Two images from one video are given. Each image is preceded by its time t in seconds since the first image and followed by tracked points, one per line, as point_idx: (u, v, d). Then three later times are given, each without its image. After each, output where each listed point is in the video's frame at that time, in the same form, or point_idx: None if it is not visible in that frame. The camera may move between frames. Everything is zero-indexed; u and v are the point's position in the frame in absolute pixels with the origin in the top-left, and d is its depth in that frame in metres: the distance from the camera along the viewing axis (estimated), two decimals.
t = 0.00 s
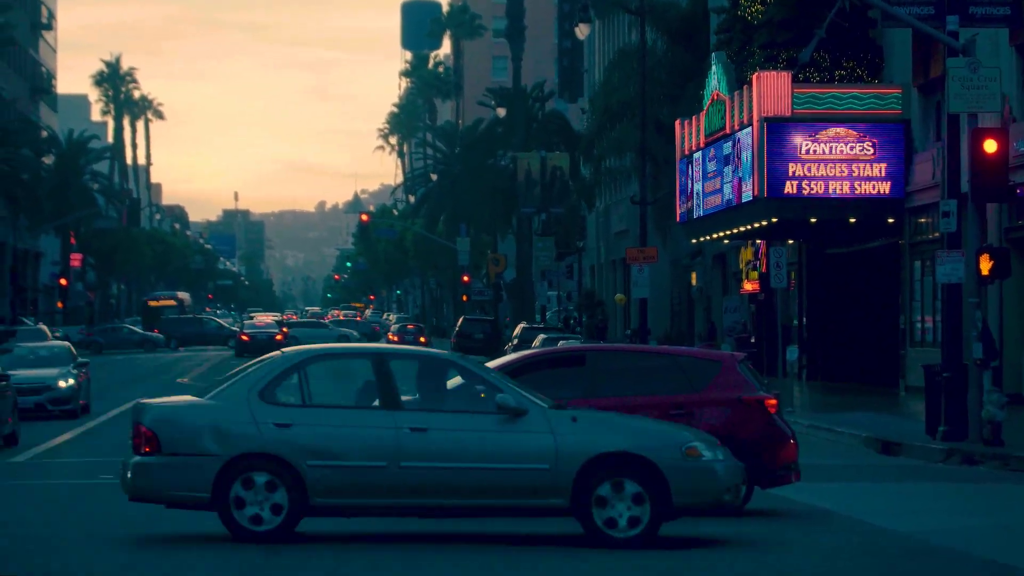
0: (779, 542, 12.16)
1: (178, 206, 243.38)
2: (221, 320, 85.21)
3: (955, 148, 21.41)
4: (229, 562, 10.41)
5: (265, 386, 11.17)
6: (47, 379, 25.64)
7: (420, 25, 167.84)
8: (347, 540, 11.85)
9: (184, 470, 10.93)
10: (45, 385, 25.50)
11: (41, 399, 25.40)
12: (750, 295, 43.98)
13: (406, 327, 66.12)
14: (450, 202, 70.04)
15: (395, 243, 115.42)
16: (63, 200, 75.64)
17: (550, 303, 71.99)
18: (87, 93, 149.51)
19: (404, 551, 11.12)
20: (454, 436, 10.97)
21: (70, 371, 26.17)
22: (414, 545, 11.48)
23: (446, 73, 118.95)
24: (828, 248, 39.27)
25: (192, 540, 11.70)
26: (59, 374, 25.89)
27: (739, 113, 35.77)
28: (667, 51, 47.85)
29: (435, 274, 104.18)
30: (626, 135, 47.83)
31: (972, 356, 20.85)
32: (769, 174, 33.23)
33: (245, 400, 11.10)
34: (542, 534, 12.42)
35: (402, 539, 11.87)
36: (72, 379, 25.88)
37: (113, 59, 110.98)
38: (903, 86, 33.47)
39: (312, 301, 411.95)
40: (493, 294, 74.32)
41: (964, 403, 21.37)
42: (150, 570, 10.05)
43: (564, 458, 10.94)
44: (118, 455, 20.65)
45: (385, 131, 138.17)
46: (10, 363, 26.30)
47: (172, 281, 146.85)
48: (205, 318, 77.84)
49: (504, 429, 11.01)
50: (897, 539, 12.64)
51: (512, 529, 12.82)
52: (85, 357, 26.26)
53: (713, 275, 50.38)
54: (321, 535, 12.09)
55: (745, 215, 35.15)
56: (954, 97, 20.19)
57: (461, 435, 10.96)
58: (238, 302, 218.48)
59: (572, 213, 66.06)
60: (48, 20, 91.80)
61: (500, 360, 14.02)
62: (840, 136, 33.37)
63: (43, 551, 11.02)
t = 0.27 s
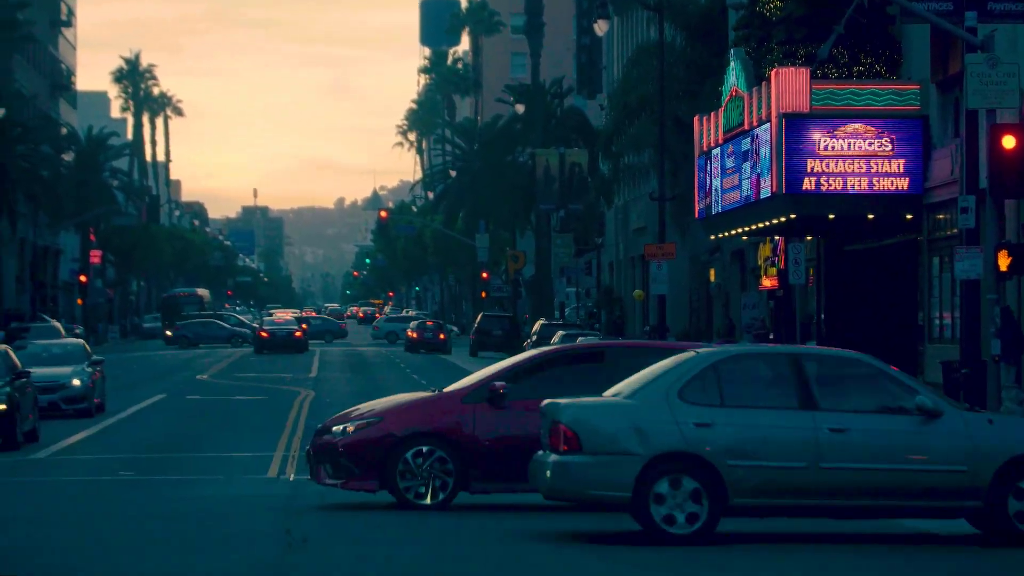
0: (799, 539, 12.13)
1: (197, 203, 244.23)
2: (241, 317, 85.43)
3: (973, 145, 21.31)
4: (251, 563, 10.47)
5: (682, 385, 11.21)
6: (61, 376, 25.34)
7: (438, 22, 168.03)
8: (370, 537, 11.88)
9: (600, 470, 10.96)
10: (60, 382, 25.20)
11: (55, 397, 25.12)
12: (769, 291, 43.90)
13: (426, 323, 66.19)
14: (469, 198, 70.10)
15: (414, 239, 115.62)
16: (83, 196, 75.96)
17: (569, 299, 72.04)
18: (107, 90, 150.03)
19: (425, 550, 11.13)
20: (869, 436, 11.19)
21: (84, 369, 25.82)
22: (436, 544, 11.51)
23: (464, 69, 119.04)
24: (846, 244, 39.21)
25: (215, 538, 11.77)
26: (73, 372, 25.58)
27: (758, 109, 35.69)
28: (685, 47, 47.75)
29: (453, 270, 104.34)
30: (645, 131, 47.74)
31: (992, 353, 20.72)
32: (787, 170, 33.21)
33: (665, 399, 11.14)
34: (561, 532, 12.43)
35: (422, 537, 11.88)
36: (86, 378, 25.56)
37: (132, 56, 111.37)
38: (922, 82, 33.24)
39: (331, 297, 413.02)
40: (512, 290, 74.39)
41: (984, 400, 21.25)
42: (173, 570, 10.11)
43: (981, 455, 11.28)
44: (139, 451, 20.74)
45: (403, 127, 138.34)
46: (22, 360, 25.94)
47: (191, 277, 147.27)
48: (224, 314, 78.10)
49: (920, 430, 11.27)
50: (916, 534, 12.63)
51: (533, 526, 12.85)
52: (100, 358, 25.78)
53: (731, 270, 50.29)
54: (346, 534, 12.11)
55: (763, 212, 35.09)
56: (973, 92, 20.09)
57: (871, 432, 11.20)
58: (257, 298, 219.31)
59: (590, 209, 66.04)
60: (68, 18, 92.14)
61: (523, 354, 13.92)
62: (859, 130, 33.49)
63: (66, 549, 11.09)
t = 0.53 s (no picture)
0: (825, 538, 12.11)
1: (221, 201, 245.17)
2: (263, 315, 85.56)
3: (996, 143, 21.18)
4: (278, 560, 10.50)
5: None
6: (79, 376, 25.00)
7: (461, 20, 168.23)
8: (394, 535, 11.88)
9: (1020, 469, 10.77)
10: (78, 382, 24.86)
11: (74, 397, 24.78)
12: (792, 289, 43.76)
13: (448, 321, 66.24)
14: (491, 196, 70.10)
15: (437, 238, 115.78)
16: (107, 194, 76.29)
17: (591, 297, 71.99)
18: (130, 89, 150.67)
19: (451, 547, 11.16)
20: None
21: (101, 368, 25.51)
22: (462, 541, 11.53)
23: (487, 68, 119.09)
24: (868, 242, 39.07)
25: (240, 537, 11.80)
26: (90, 372, 25.25)
27: (780, 107, 35.55)
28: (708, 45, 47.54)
29: (476, 269, 104.44)
30: (668, 129, 47.62)
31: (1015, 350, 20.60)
32: (810, 168, 33.16)
33: None
34: (584, 529, 12.41)
35: (447, 535, 11.89)
36: (103, 378, 25.23)
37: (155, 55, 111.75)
38: (945, 80, 33.00)
39: (354, 296, 413.85)
40: (535, 288, 74.45)
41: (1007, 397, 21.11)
42: (201, 567, 10.14)
43: None
44: (162, 449, 20.82)
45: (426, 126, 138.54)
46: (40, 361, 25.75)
47: (214, 276, 147.84)
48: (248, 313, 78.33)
49: None
50: (939, 533, 12.59)
51: (555, 524, 12.77)
52: (119, 355, 25.47)
53: (754, 269, 50.16)
54: (373, 532, 12.15)
55: (786, 209, 34.96)
56: (996, 91, 19.97)
57: None
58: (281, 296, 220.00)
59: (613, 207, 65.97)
60: (91, 16, 92.50)
61: (546, 352, 13.83)
62: (881, 129, 33.21)
63: (93, 547, 11.14)
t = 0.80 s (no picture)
0: (850, 540, 12.07)
1: (247, 203, 245.87)
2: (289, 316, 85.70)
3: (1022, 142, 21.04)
4: (303, 562, 10.55)
5: None
6: (100, 380, 24.99)
7: (486, 22, 168.30)
8: (418, 536, 11.90)
9: None
10: (99, 385, 24.84)
11: (95, 401, 24.75)
12: (818, 291, 43.57)
13: (474, 323, 66.24)
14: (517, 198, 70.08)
15: (463, 240, 115.91)
16: (134, 196, 76.63)
17: (617, 299, 71.90)
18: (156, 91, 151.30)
19: (475, 547, 11.20)
20: None
21: (122, 372, 25.50)
22: (486, 542, 11.56)
23: (513, 69, 119.10)
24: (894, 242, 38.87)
25: (265, 538, 11.86)
26: (111, 375, 25.24)
27: (806, 108, 35.44)
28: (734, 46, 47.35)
29: (502, 271, 104.44)
30: (694, 129, 47.47)
31: None
32: (835, 168, 33.13)
33: None
34: (607, 531, 12.40)
35: (470, 536, 11.91)
36: (124, 381, 25.22)
37: (182, 57, 112.20)
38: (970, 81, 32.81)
39: (380, 298, 414.48)
40: (560, 290, 74.42)
41: None
42: (225, 567, 10.20)
43: None
44: (187, 450, 20.90)
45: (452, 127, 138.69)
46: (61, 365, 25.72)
47: (241, 278, 148.33)
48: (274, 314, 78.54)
49: None
50: (965, 535, 12.49)
51: (579, 526, 12.75)
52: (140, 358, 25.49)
53: (780, 270, 49.99)
54: (400, 533, 12.19)
55: (812, 210, 34.85)
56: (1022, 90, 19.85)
57: None
58: (307, 298, 220.53)
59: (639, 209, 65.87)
60: (117, 19, 92.92)
61: (572, 353, 13.81)
62: (907, 130, 33.06)
63: (119, 548, 11.21)
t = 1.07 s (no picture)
0: (879, 543, 11.99)
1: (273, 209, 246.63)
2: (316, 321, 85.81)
3: None
4: (334, 565, 10.54)
5: None
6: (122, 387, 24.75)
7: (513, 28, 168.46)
8: (445, 542, 11.82)
9: None
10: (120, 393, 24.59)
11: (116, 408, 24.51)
12: (844, 295, 43.33)
13: (500, 328, 66.17)
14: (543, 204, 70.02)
15: (489, 245, 115.94)
16: (161, 201, 76.97)
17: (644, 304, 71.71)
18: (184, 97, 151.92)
19: (502, 553, 11.12)
20: None
21: (143, 378, 25.23)
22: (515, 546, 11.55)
23: (539, 75, 119.08)
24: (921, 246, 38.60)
25: (292, 543, 11.80)
26: (132, 382, 24.98)
27: (833, 112, 35.24)
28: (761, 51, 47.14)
29: (528, 276, 104.38)
30: (720, 135, 47.31)
31: None
32: (863, 173, 32.85)
33: None
34: (636, 535, 12.31)
35: (497, 541, 11.87)
36: (146, 387, 24.96)
37: (208, 63, 112.62)
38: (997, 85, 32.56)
39: (407, 302, 414.89)
40: (587, 295, 74.33)
41: None
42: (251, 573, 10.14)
43: None
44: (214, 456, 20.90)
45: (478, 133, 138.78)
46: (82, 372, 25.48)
47: (268, 283, 148.75)
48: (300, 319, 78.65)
49: None
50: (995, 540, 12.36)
51: (609, 530, 12.65)
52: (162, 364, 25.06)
53: (807, 275, 49.75)
54: (436, 538, 12.10)
55: (841, 215, 34.62)
56: None
57: None
58: (333, 303, 220.92)
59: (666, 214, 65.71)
60: (144, 25, 93.32)
61: (599, 358, 13.74)
62: (934, 135, 32.77)
63: (145, 551, 11.21)
